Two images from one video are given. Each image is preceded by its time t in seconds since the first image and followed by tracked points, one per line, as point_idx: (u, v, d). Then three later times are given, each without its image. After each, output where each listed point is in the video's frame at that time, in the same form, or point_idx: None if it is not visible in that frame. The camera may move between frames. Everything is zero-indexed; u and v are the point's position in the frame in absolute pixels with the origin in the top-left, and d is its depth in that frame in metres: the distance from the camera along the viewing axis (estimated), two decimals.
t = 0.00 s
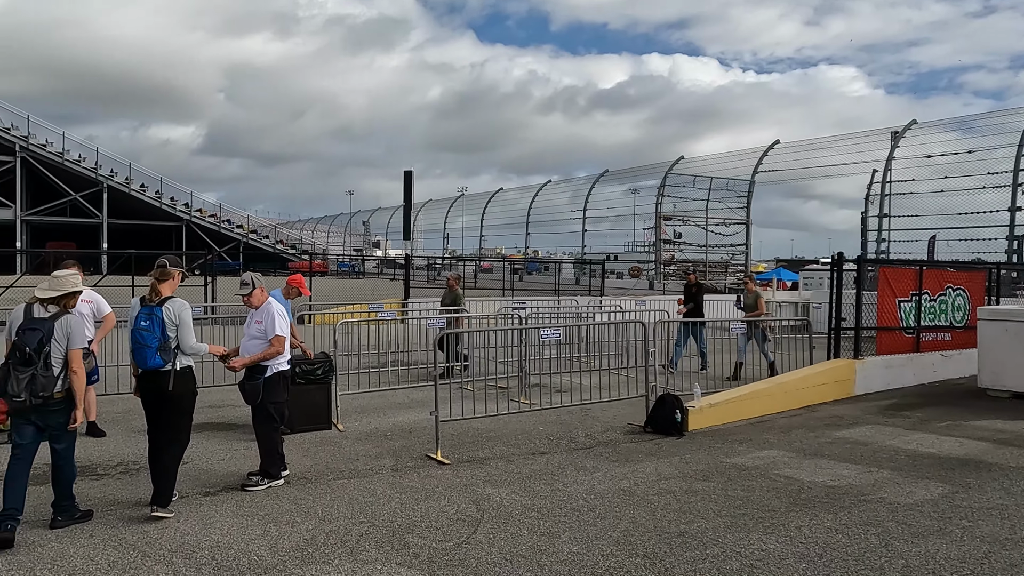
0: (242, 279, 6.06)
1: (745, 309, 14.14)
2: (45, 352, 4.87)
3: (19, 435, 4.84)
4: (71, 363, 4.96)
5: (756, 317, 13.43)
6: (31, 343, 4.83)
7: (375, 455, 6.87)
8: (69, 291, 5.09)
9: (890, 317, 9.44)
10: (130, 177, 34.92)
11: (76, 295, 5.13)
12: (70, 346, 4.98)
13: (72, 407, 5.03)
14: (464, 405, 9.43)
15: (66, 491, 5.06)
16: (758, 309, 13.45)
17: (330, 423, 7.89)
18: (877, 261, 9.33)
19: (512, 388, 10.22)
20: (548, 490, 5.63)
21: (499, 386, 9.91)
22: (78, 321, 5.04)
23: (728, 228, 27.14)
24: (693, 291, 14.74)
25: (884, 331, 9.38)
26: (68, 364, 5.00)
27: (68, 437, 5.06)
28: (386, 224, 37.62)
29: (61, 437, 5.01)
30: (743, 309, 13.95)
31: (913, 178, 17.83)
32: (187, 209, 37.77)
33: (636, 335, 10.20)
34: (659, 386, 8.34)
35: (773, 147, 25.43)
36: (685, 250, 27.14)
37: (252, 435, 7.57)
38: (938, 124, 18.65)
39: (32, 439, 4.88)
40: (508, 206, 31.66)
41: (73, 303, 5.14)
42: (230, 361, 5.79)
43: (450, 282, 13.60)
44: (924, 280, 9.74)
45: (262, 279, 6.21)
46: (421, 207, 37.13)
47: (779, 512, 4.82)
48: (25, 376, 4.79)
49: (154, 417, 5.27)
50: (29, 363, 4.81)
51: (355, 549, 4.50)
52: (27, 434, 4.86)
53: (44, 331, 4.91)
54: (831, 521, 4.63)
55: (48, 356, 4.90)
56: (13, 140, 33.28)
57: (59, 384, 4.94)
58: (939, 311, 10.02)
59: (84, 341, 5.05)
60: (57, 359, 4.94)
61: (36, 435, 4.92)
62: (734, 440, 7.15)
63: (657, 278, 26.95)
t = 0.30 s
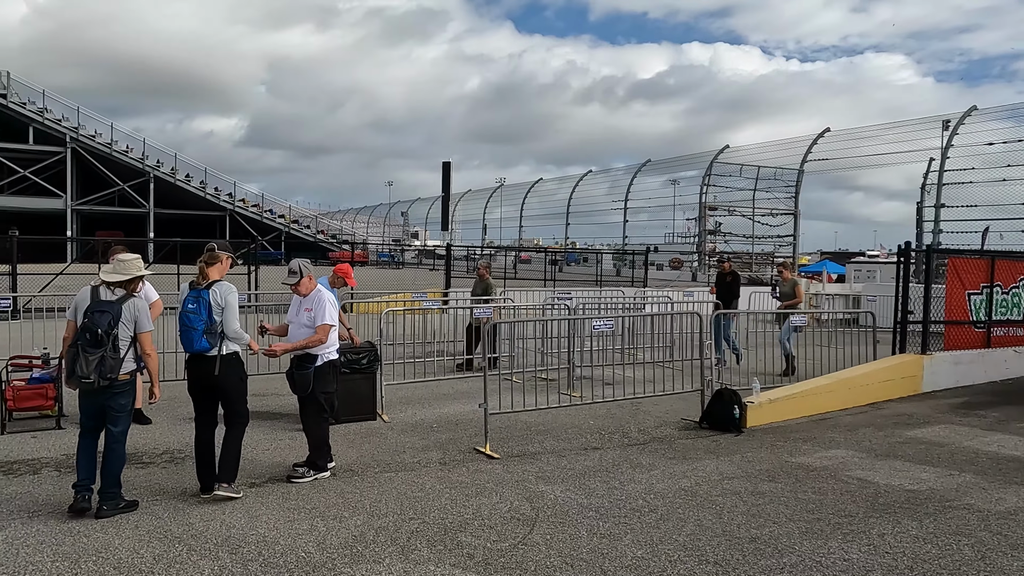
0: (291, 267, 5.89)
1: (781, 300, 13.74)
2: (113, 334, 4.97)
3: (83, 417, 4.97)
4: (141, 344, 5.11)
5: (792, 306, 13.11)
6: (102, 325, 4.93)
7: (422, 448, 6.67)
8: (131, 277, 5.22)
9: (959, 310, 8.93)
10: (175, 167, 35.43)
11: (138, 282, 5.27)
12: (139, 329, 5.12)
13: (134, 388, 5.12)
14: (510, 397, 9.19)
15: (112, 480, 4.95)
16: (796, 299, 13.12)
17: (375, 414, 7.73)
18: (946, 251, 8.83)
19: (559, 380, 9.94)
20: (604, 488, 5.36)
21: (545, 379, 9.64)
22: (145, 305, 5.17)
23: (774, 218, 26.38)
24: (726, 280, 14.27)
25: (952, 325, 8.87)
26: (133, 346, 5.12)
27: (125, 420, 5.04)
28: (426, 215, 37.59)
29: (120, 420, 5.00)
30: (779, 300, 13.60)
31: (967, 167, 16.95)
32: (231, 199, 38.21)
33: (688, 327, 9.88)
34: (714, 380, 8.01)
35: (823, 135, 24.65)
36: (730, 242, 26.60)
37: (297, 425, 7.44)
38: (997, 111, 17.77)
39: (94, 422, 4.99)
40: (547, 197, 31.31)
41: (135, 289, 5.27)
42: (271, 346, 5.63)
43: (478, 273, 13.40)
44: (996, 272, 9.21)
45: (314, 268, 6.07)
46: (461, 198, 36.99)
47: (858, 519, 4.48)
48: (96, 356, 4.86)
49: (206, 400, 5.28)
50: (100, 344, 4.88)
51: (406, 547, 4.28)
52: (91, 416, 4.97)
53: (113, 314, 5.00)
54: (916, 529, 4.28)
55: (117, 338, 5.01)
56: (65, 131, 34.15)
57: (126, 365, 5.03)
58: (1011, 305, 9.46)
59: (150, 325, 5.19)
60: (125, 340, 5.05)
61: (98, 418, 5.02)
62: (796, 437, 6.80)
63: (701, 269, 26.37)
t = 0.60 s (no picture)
0: (312, 257, 5.65)
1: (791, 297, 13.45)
2: (138, 321, 4.86)
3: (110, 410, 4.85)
4: (164, 333, 5.01)
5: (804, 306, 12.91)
6: (125, 312, 4.82)
7: (446, 446, 6.41)
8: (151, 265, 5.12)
9: (1005, 306, 8.54)
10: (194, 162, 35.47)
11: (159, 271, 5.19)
12: (163, 317, 5.03)
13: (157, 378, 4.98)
14: (535, 392, 8.90)
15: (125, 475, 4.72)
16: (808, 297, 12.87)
17: (397, 410, 7.49)
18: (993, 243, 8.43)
19: (585, 376, 9.64)
20: (641, 490, 5.08)
21: (570, 374, 9.35)
22: (168, 292, 5.08)
23: (799, 213, 25.90)
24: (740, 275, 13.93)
25: (998, 321, 8.49)
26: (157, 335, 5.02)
27: (147, 411, 4.86)
28: (443, 211, 37.37)
29: (142, 411, 4.82)
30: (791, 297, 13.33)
31: (997, 160, 16.40)
32: (249, 194, 38.22)
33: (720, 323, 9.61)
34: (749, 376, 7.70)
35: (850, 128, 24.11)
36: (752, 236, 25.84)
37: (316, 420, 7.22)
38: None
39: (118, 415, 4.86)
40: (565, 191, 30.96)
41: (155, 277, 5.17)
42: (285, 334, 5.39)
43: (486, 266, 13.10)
44: None
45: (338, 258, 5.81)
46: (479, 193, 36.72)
47: (921, 526, 4.17)
48: (121, 343, 4.74)
49: (226, 393, 5.08)
50: (124, 331, 4.77)
51: (435, 553, 4.02)
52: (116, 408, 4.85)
53: (136, 301, 4.89)
54: (985, 539, 3.96)
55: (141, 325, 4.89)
56: (85, 126, 34.28)
57: (151, 354, 4.93)
58: None
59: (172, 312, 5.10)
60: (149, 328, 4.94)
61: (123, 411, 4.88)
62: (839, 437, 6.48)
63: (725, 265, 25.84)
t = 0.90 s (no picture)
0: (330, 248, 5.39)
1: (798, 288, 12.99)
2: (152, 309, 4.67)
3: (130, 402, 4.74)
4: (178, 319, 4.76)
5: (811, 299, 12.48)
6: (138, 302, 4.62)
7: (470, 446, 6.15)
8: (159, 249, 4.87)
9: None
10: (209, 154, 35.41)
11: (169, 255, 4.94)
12: (176, 302, 4.79)
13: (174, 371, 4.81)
14: (560, 388, 8.61)
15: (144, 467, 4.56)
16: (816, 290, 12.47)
17: (419, 407, 7.24)
18: None
19: (609, 372, 9.32)
20: (680, 495, 4.79)
21: (595, 370, 9.06)
22: (179, 275, 4.83)
23: (823, 206, 25.37)
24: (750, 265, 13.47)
25: None
26: (173, 321, 4.80)
27: (167, 403, 4.72)
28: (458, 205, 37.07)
29: (161, 403, 4.69)
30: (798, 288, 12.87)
31: None
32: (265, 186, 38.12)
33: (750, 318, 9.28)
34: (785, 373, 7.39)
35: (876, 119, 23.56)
36: (774, 229, 25.11)
37: (335, 417, 6.99)
38: None
39: (139, 406, 4.75)
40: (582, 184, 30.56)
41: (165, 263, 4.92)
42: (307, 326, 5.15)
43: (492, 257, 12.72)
44: None
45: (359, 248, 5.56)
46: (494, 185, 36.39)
47: (990, 541, 3.86)
48: (138, 334, 4.58)
49: (246, 389, 4.85)
50: (139, 321, 4.60)
51: (466, 564, 3.76)
52: (136, 399, 4.74)
53: (148, 289, 4.68)
54: None
55: (156, 313, 4.70)
56: (102, 118, 34.26)
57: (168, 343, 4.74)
58: None
59: (186, 296, 4.86)
60: (164, 315, 4.74)
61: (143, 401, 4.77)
62: (885, 440, 6.16)
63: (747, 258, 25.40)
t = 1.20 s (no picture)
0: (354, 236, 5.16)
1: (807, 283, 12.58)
2: (160, 297, 4.77)
3: (155, 392, 4.79)
4: (192, 305, 4.85)
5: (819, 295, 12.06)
6: (144, 290, 4.75)
7: (499, 445, 5.92)
8: (173, 238, 5.02)
9: None
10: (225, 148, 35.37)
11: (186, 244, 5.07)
12: (187, 289, 4.87)
13: (197, 360, 4.85)
14: (585, 386, 8.31)
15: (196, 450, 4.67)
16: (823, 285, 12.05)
17: (443, 404, 7.03)
18: None
19: (634, 370, 9.01)
20: (724, 501, 4.53)
21: (621, 367, 8.77)
22: (189, 262, 4.91)
23: (846, 199, 24.99)
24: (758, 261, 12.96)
25: None
26: (189, 308, 4.88)
27: (208, 391, 4.88)
28: (472, 200, 36.79)
29: (200, 393, 4.83)
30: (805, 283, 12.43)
31: None
32: (280, 180, 38.05)
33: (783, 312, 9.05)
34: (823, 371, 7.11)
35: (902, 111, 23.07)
36: (796, 224, 24.67)
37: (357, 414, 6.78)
38: None
39: (165, 396, 4.78)
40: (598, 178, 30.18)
41: (181, 251, 5.06)
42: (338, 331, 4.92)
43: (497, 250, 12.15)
44: None
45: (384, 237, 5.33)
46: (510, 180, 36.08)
47: None
48: (144, 321, 4.68)
49: (268, 385, 4.64)
50: (145, 309, 4.70)
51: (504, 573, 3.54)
52: (161, 390, 4.77)
53: (156, 277, 4.81)
54: None
55: (164, 300, 4.79)
56: (118, 112, 34.30)
57: (182, 332, 4.80)
58: None
59: (198, 282, 4.93)
60: (174, 302, 4.82)
61: (171, 392, 4.82)
62: (933, 441, 5.87)
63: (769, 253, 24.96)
